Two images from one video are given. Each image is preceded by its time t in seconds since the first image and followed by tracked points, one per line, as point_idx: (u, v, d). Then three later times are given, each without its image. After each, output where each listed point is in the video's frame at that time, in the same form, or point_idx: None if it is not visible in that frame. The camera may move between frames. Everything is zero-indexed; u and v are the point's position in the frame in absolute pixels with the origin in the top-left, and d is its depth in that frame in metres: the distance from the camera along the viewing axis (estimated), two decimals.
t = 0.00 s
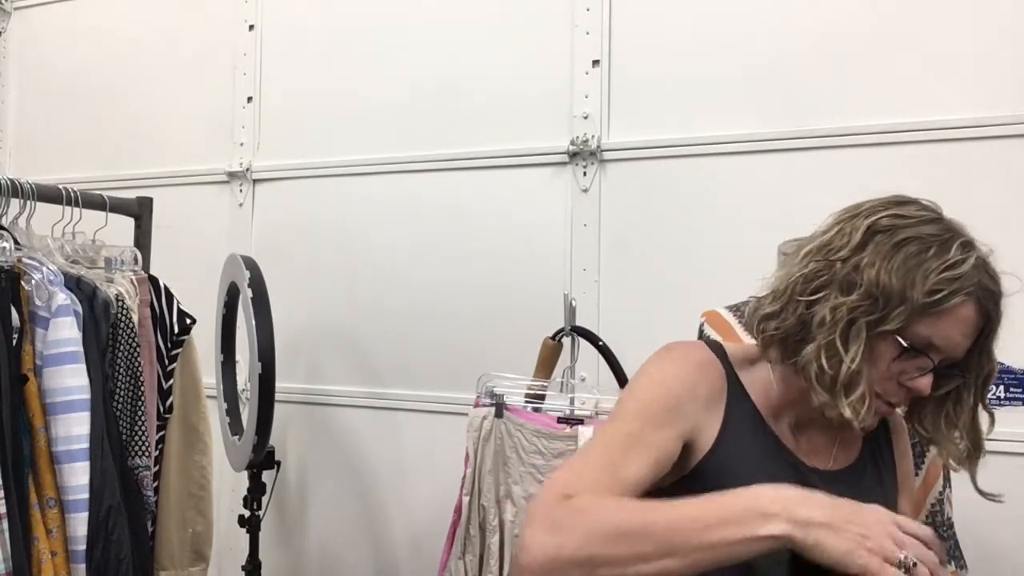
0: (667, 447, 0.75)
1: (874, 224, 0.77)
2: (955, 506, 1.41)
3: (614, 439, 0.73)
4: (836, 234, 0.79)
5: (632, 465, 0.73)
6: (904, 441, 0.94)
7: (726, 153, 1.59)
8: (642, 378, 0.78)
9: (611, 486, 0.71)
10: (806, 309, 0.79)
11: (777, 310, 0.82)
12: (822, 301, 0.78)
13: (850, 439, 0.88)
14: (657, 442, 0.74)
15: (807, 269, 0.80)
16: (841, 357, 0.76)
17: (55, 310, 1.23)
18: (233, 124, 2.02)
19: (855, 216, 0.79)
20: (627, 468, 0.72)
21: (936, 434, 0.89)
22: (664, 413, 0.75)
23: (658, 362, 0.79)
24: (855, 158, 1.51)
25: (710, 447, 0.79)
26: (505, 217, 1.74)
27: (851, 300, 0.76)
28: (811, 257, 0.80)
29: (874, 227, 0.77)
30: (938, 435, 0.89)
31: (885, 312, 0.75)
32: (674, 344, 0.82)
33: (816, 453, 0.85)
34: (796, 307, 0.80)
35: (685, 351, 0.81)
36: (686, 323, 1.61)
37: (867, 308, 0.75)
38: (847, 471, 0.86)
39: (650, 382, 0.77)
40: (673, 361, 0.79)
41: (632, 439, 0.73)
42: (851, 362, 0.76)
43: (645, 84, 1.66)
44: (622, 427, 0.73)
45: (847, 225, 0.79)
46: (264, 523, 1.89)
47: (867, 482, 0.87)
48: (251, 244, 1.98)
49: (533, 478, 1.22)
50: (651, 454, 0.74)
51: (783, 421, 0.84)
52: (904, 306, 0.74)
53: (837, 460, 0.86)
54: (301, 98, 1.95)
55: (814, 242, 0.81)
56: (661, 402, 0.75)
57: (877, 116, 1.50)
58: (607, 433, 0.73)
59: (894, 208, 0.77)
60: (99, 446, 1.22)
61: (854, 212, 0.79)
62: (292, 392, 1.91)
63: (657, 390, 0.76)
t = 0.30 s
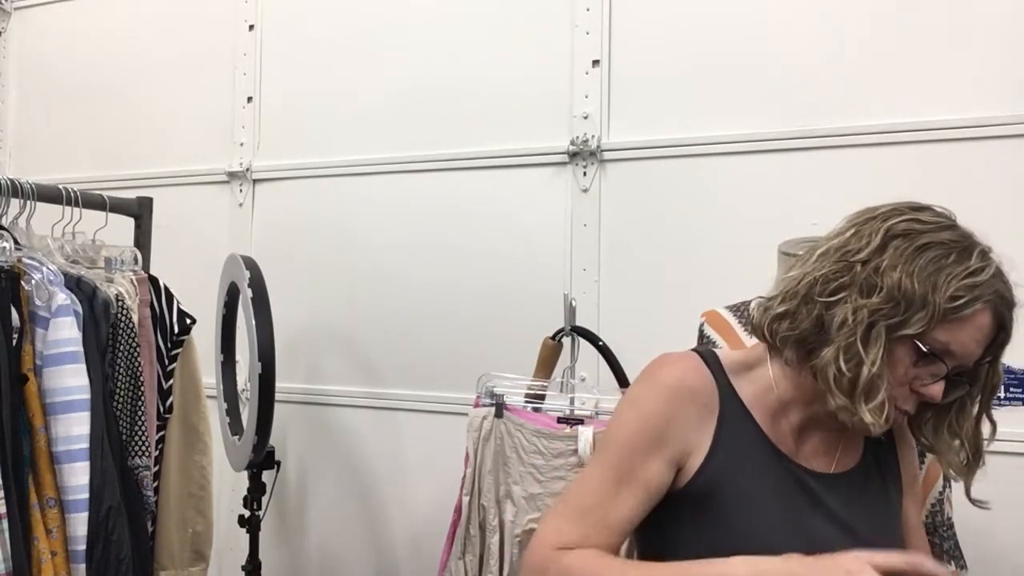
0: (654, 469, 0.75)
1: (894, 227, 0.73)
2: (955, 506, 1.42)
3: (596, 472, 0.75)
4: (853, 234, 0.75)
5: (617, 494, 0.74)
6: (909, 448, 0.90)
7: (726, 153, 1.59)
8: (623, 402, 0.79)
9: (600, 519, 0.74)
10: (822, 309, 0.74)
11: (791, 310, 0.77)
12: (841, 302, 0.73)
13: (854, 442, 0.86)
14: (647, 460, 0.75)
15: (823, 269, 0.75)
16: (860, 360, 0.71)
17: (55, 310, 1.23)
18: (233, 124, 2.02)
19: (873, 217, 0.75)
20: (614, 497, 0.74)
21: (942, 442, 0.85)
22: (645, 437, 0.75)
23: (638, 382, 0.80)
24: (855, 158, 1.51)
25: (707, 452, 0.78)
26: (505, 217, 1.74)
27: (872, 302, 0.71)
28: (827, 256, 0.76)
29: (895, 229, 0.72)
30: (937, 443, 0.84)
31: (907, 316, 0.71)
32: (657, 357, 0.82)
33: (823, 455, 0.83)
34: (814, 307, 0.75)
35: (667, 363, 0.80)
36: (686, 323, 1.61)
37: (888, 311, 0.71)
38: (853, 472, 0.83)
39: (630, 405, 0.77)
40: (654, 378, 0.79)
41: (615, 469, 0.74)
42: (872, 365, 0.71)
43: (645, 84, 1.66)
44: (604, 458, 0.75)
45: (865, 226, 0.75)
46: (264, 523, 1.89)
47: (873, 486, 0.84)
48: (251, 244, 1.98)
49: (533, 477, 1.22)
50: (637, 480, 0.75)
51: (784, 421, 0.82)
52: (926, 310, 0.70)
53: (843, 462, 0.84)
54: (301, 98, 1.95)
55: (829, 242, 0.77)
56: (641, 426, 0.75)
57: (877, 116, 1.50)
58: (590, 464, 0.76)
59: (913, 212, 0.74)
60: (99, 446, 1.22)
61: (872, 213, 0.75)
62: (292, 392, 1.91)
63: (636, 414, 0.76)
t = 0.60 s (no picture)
0: (650, 481, 0.77)
1: (900, 227, 0.73)
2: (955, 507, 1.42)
3: (591, 489, 0.77)
4: (858, 234, 0.75)
5: (615, 509, 0.76)
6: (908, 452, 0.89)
7: (726, 153, 1.59)
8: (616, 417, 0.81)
9: (599, 534, 0.76)
10: (828, 309, 0.74)
11: (797, 309, 0.77)
12: (847, 301, 0.73)
13: (856, 444, 0.85)
14: (645, 476, 0.77)
15: (828, 268, 0.75)
16: (866, 358, 0.71)
17: (55, 310, 1.23)
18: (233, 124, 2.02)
19: (879, 217, 0.75)
20: (611, 512, 0.76)
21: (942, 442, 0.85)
22: (636, 450, 0.77)
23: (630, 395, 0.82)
24: (855, 158, 1.51)
25: (705, 458, 0.79)
26: (505, 217, 1.74)
27: (879, 301, 0.71)
28: (832, 256, 0.76)
29: (901, 228, 0.73)
30: (941, 446, 0.84)
31: (913, 314, 0.70)
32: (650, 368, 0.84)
33: (825, 458, 0.83)
34: (819, 306, 0.75)
35: (658, 372, 0.81)
36: (686, 323, 1.61)
37: (895, 310, 0.71)
38: (855, 474, 0.83)
39: (620, 420, 0.80)
40: (644, 390, 0.80)
41: (609, 484, 0.77)
42: (877, 364, 0.71)
43: (645, 84, 1.66)
44: (598, 475, 0.78)
45: (871, 226, 0.75)
46: (264, 523, 1.89)
47: (875, 490, 0.83)
48: (251, 244, 1.98)
49: (533, 477, 1.22)
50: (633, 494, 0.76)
51: (785, 424, 0.82)
52: (933, 309, 0.70)
53: (844, 464, 0.83)
54: (301, 98, 1.95)
55: (834, 242, 0.77)
56: (631, 440, 0.77)
57: (877, 116, 1.50)
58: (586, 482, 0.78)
59: (920, 212, 0.74)
60: (99, 446, 1.22)
61: (877, 214, 0.76)
62: (292, 392, 1.91)
63: (625, 428, 0.78)
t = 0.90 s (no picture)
0: (649, 492, 0.77)
1: (914, 231, 0.72)
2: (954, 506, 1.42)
3: (592, 502, 0.79)
4: (868, 237, 0.74)
5: (615, 522, 0.77)
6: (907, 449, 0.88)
7: (726, 153, 1.59)
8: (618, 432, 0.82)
9: (599, 548, 0.77)
10: (842, 313, 0.73)
11: (810, 313, 0.76)
12: (864, 305, 0.72)
13: (861, 450, 0.84)
14: (647, 491, 0.77)
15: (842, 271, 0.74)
16: (883, 364, 0.70)
17: (55, 310, 1.23)
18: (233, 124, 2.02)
19: (890, 220, 0.74)
20: (612, 525, 0.77)
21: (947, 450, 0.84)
22: (632, 462, 0.77)
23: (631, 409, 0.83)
24: (855, 158, 1.51)
25: (710, 467, 0.77)
26: (505, 217, 1.74)
27: (897, 306, 0.70)
28: (845, 258, 0.74)
29: (915, 232, 0.72)
30: (941, 445, 0.82)
31: (931, 319, 0.70)
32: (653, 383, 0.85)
33: (830, 462, 0.81)
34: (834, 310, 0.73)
35: (656, 384, 0.82)
36: (686, 323, 1.61)
37: (912, 316, 0.70)
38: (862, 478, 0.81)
39: (618, 433, 0.81)
40: (643, 403, 0.81)
41: (608, 498, 0.78)
42: (895, 370, 0.70)
43: (645, 84, 1.66)
44: (598, 488, 0.79)
45: (883, 228, 0.74)
46: (264, 523, 1.89)
47: (878, 485, 0.82)
48: (251, 244, 1.98)
49: (534, 477, 1.22)
50: (631, 506, 0.77)
51: (791, 433, 0.80)
52: (949, 315, 0.70)
53: (849, 467, 0.81)
54: (301, 98, 1.95)
55: (845, 243, 0.76)
56: (625, 452, 0.78)
57: (877, 116, 1.50)
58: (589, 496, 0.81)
59: (928, 216, 0.74)
60: (99, 446, 1.22)
61: (887, 217, 0.75)
62: (292, 392, 1.91)
63: (622, 441, 0.79)
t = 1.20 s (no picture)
0: (649, 493, 0.77)
1: (917, 231, 0.72)
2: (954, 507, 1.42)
3: (592, 502, 0.79)
4: (872, 237, 0.74)
5: (614, 523, 0.77)
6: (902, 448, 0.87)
7: (726, 153, 1.59)
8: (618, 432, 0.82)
9: (598, 548, 0.77)
10: (849, 313, 0.73)
11: (815, 313, 0.75)
12: (871, 305, 0.71)
13: (863, 450, 0.83)
14: (646, 492, 0.77)
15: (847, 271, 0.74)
16: (890, 364, 0.70)
17: (55, 310, 1.23)
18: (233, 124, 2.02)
19: (892, 220, 0.74)
20: (611, 525, 0.77)
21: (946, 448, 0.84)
22: (632, 462, 0.77)
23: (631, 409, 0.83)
24: (855, 158, 1.51)
25: (710, 469, 0.77)
26: (505, 217, 1.74)
27: (904, 306, 0.70)
28: (850, 258, 0.74)
29: (919, 232, 0.72)
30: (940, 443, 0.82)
31: (937, 319, 0.70)
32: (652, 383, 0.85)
33: (832, 461, 0.81)
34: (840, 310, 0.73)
35: (655, 384, 0.82)
36: (687, 323, 1.61)
37: (918, 316, 0.70)
38: (862, 478, 0.81)
39: (618, 433, 0.81)
40: (643, 403, 0.81)
41: (607, 497, 0.78)
42: (902, 370, 0.70)
43: (645, 84, 1.66)
44: (597, 488, 0.80)
45: (887, 228, 0.74)
46: (264, 522, 1.89)
47: (876, 486, 0.81)
48: (251, 244, 1.98)
49: (534, 477, 1.22)
50: (631, 506, 0.77)
51: (793, 434, 0.80)
52: (955, 315, 0.70)
53: (851, 466, 0.81)
54: (301, 97, 1.95)
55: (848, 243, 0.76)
56: (625, 453, 0.78)
57: (877, 116, 1.50)
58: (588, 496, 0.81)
59: (930, 215, 0.73)
60: (99, 446, 1.22)
61: (889, 217, 0.75)
62: (292, 392, 1.91)
63: (621, 442, 0.79)
